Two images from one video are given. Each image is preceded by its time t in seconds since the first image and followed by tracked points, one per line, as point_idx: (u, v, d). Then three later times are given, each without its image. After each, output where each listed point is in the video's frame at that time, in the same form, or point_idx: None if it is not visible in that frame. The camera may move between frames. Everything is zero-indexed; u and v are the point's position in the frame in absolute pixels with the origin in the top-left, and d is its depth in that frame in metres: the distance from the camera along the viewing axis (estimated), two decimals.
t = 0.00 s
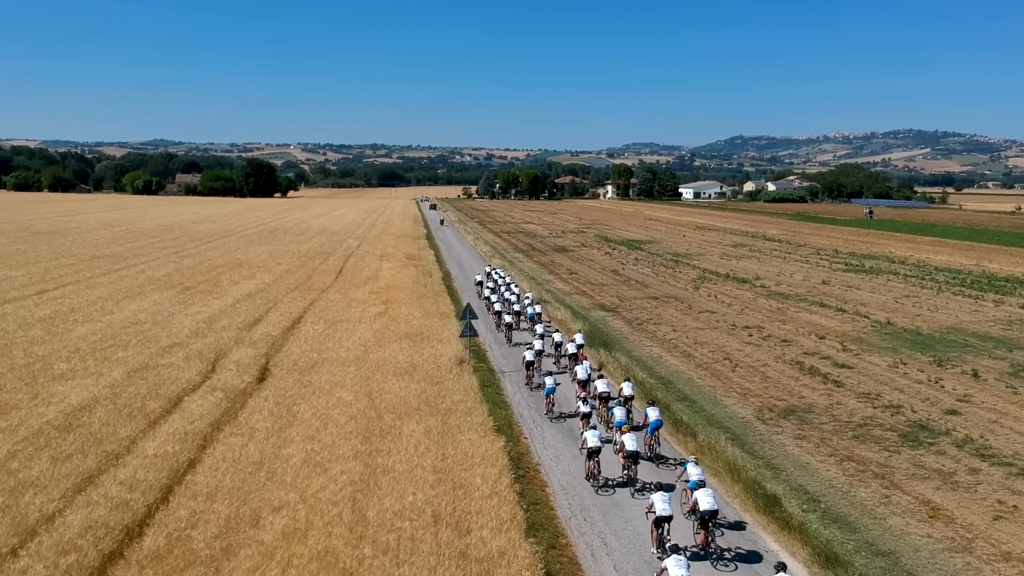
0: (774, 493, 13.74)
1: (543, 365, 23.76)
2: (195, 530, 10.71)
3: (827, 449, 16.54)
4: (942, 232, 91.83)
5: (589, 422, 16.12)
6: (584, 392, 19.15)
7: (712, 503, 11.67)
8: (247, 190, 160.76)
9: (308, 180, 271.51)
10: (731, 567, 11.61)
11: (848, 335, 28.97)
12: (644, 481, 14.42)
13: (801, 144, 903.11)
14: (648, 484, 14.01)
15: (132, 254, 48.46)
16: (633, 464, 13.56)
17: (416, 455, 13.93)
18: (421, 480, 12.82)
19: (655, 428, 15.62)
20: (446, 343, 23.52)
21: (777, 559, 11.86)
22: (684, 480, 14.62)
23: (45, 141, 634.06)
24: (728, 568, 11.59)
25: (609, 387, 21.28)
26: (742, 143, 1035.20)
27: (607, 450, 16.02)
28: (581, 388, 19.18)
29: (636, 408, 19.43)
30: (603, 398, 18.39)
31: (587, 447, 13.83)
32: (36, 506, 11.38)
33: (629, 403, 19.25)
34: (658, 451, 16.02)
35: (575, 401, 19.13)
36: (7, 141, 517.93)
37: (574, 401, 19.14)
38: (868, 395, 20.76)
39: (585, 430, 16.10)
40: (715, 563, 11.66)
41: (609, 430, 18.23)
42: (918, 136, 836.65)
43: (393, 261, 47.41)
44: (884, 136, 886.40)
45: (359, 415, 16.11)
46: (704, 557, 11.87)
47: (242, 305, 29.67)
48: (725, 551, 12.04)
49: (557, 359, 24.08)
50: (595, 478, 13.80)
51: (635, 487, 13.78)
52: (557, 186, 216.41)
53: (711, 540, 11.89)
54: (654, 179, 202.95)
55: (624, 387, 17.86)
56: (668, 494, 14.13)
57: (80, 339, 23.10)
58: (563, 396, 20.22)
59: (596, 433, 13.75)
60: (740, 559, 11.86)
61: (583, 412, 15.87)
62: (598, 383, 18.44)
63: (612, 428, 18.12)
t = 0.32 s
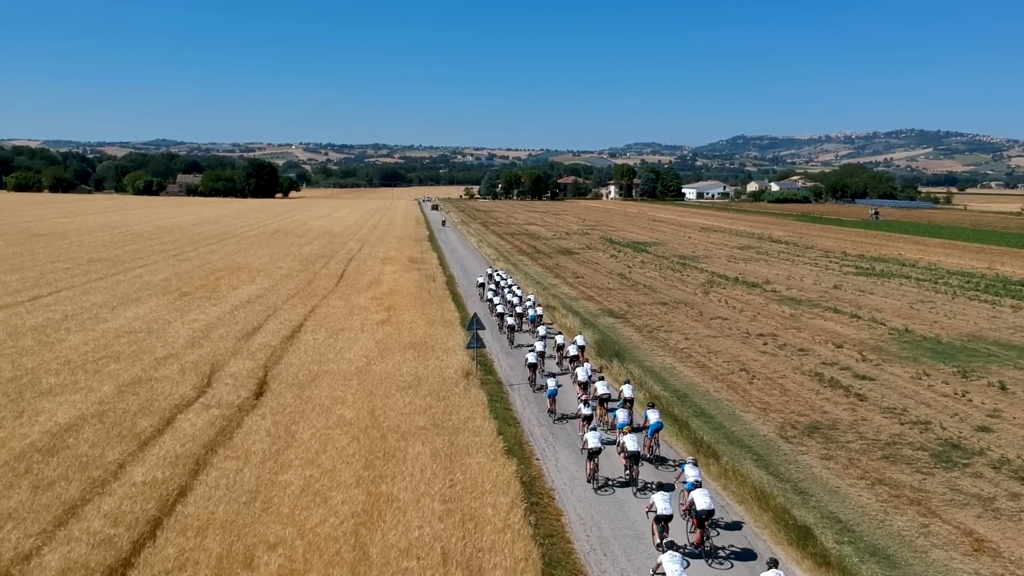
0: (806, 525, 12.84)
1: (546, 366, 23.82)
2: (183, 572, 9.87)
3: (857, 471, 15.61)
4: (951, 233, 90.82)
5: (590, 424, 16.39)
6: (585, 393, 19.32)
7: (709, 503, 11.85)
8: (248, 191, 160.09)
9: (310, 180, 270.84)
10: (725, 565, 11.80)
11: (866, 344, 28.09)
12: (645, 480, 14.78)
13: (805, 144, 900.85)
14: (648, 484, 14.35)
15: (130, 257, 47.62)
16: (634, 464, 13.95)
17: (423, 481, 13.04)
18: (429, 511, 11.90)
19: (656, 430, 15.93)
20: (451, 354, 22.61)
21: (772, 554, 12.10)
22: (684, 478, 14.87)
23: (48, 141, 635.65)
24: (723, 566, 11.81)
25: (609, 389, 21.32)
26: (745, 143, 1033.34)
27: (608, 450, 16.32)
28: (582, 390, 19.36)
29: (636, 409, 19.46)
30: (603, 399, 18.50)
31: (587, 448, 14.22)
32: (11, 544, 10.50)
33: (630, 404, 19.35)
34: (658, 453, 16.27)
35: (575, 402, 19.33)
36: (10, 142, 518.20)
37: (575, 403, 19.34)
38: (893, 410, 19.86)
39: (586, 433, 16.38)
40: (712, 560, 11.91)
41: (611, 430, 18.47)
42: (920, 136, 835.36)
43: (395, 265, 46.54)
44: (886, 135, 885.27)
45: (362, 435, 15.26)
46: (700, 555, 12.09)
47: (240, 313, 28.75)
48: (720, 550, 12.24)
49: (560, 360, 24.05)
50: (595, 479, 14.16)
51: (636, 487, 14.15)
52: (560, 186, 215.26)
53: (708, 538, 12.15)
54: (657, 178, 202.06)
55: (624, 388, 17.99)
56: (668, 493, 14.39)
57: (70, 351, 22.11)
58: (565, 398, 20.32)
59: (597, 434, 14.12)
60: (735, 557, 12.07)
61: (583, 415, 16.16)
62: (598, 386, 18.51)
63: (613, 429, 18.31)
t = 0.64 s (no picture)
0: (845, 563, 11.89)
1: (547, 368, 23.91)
2: None
3: (894, 500, 14.61)
4: (962, 235, 89.61)
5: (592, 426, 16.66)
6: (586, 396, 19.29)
7: (705, 504, 12.23)
8: (250, 193, 159.63)
9: (312, 180, 270.38)
10: (719, 564, 12.16)
11: (887, 355, 27.10)
12: (645, 480, 15.18)
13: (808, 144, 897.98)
14: (649, 484, 14.80)
15: (128, 261, 46.67)
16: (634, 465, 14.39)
17: (430, 516, 12.07)
18: (437, 552, 10.98)
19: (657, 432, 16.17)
20: (457, 368, 21.59)
21: (765, 552, 12.46)
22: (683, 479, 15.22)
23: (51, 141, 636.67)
24: (715, 565, 12.17)
25: (608, 393, 21.43)
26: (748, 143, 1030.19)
27: (609, 453, 16.61)
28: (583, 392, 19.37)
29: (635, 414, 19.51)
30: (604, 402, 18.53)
31: (588, 450, 14.65)
32: None
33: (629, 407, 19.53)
34: (658, 455, 16.50)
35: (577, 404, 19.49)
36: (15, 142, 523.45)
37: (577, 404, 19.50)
38: (924, 429, 18.86)
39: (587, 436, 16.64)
40: (704, 559, 12.27)
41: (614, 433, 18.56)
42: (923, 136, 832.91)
43: (398, 269, 45.61)
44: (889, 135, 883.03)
45: (364, 461, 14.28)
46: (694, 554, 12.43)
47: (238, 322, 27.76)
48: (714, 550, 12.57)
49: (562, 363, 24.08)
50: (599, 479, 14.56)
51: (637, 487, 14.57)
52: (564, 187, 213.87)
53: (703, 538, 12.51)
54: (660, 178, 201.01)
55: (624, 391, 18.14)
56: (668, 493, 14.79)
57: (57, 365, 21.04)
58: (566, 401, 20.33)
59: (598, 436, 14.54)
60: (728, 557, 12.40)
61: (584, 418, 16.37)
62: (598, 388, 18.51)
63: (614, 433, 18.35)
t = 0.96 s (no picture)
0: None
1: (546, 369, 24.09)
2: None
3: (931, 530, 13.68)
4: (971, 237, 88.45)
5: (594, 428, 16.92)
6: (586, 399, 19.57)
7: (701, 506, 12.56)
8: (252, 194, 158.98)
9: (314, 180, 270.09)
10: (715, 565, 12.46)
11: (907, 365, 26.21)
12: (644, 481, 15.53)
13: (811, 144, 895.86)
14: (648, 485, 15.16)
15: (125, 266, 45.68)
16: (633, 466, 14.73)
17: (437, 554, 11.22)
18: None
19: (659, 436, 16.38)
20: (462, 382, 20.63)
21: (757, 550, 12.83)
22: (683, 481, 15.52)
23: (54, 141, 639.12)
24: (712, 565, 12.47)
25: (608, 394, 21.57)
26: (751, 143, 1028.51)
27: (609, 454, 16.94)
28: (582, 395, 19.64)
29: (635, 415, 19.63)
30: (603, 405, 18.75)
31: (588, 452, 15.02)
32: None
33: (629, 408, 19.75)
34: (659, 458, 16.75)
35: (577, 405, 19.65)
36: (19, 142, 524.58)
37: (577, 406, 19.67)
38: (956, 448, 17.93)
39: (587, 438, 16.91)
40: (701, 559, 12.58)
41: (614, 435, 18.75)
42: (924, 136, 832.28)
43: (400, 273, 44.73)
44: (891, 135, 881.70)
45: (367, 489, 13.41)
46: (692, 555, 12.71)
47: (235, 332, 26.83)
48: (711, 550, 12.86)
49: (562, 365, 24.34)
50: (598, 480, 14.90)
51: (636, 488, 14.91)
52: (566, 187, 212.58)
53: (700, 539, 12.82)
54: (663, 179, 200.39)
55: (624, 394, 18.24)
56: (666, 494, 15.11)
57: (43, 380, 20.08)
58: (566, 403, 20.44)
59: (598, 438, 14.91)
60: (725, 557, 12.69)
61: (584, 421, 16.69)
62: (597, 391, 18.66)
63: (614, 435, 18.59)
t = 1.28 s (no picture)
0: None
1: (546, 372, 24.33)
2: None
3: (976, 569, 12.69)
4: (980, 239, 87.18)
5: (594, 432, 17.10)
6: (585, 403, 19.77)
7: (698, 510, 12.83)
8: (252, 195, 158.12)
9: (315, 180, 268.84)
10: (712, 566, 12.77)
11: (931, 379, 25.16)
12: (643, 483, 15.75)
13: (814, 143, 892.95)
14: (646, 488, 15.41)
15: (121, 271, 44.60)
16: (632, 469, 14.98)
17: None
18: None
19: (660, 440, 16.52)
20: (470, 400, 19.56)
21: (750, 551, 13.17)
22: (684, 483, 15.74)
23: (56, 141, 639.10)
24: (709, 567, 12.76)
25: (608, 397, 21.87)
26: (753, 143, 1026.07)
27: (608, 459, 17.09)
28: (581, 399, 19.84)
29: (635, 418, 19.67)
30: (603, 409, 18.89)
31: (588, 455, 15.24)
32: None
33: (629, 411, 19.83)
34: (660, 461, 16.86)
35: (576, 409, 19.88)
36: (20, 141, 524.46)
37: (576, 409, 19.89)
38: (994, 473, 16.89)
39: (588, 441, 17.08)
40: (699, 561, 12.86)
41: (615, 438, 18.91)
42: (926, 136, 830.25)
43: (402, 279, 43.76)
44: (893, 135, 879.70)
45: (368, 526, 12.43)
46: (688, 556, 13.02)
47: (232, 344, 25.83)
48: (709, 552, 13.15)
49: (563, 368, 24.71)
50: (595, 484, 15.13)
51: (635, 491, 15.15)
52: (568, 188, 211.15)
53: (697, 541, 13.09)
54: (666, 180, 199.26)
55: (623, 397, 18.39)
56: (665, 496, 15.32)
57: (28, 398, 19.01)
58: (567, 407, 20.66)
59: (597, 442, 15.14)
60: (722, 559, 12.97)
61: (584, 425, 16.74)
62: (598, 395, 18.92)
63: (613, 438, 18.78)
